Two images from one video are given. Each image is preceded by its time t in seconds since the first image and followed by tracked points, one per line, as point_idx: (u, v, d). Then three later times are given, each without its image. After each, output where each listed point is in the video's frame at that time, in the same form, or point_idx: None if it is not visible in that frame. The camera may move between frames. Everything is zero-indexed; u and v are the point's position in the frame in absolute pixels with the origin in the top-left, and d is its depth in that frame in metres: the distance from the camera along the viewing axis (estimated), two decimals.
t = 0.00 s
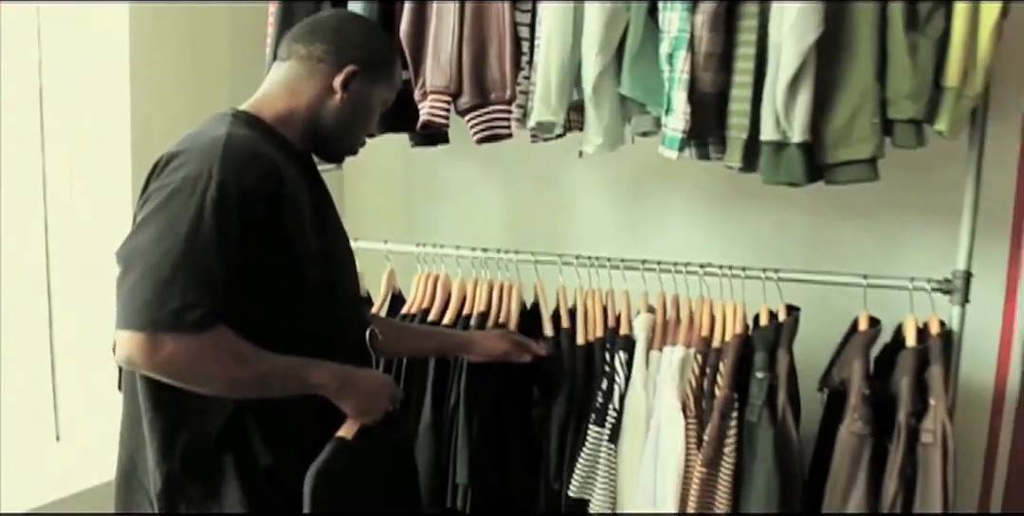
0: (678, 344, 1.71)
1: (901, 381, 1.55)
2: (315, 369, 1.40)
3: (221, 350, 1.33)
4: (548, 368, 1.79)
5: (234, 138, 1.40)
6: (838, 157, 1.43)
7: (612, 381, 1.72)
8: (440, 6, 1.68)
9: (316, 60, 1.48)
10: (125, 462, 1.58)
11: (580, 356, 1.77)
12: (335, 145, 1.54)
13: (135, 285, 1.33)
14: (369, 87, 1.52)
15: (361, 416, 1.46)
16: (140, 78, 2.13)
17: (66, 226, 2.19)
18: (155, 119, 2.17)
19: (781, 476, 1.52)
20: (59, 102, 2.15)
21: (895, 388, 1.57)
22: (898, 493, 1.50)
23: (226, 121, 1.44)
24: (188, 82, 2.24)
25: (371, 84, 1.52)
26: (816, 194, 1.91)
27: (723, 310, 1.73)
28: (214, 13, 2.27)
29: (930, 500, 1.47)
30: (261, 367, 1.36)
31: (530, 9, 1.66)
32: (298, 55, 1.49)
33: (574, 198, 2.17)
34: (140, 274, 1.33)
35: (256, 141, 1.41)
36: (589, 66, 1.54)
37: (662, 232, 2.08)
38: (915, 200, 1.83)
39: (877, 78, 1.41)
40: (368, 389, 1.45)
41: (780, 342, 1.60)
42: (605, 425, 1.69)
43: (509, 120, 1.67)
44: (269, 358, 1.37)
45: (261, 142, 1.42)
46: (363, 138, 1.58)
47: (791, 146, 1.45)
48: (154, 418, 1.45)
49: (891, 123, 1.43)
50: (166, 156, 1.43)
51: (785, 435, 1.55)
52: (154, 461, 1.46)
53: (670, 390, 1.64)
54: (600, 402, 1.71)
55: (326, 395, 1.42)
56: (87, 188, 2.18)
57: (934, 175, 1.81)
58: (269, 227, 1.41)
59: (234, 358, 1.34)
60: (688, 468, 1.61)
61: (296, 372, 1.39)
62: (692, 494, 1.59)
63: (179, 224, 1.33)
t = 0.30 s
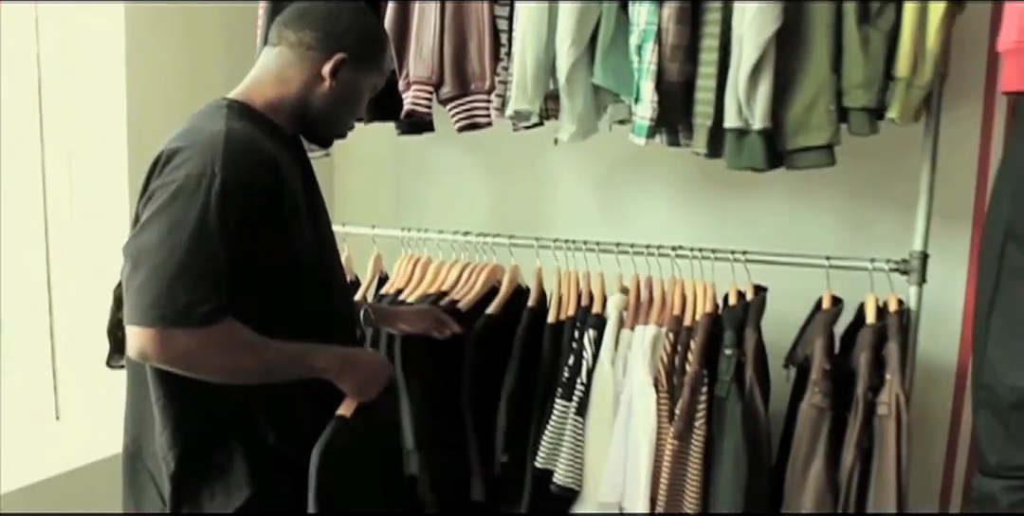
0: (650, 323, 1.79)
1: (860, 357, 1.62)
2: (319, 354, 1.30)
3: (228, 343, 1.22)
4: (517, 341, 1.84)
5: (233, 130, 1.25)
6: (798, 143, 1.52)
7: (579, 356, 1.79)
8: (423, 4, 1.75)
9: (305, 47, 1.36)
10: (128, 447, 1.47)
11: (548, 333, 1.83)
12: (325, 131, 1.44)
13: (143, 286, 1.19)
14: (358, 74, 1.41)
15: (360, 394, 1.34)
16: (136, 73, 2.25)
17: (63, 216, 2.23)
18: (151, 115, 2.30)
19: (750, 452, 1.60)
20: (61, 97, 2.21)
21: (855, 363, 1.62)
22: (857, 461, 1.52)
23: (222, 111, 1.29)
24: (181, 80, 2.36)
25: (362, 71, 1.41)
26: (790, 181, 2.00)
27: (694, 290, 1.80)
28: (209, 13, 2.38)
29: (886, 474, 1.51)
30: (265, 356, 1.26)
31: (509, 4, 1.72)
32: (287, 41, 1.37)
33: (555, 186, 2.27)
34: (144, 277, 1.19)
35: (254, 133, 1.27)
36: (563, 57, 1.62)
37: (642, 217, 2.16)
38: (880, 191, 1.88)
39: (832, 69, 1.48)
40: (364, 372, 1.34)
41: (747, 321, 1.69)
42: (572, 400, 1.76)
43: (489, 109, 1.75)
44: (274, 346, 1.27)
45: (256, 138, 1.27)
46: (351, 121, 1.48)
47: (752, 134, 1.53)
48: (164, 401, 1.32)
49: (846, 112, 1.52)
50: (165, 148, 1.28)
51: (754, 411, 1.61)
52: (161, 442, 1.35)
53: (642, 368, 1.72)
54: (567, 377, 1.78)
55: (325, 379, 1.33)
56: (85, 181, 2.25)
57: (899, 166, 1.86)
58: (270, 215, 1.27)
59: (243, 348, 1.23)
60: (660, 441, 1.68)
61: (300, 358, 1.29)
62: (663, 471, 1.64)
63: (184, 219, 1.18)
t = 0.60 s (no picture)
0: (632, 318, 1.81)
1: (836, 352, 1.63)
2: (319, 350, 1.36)
3: (237, 343, 1.26)
4: (472, 327, 1.78)
5: (239, 134, 1.28)
6: (773, 144, 1.57)
7: (551, 347, 1.78)
8: (412, 4, 1.82)
9: (300, 47, 1.39)
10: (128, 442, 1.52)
11: (515, 329, 1.81)
12: (317, 128, 1.47)
13: (153, 288, 1.23)
14: (350, 73, 1.44)
15: (356, 386, 1.43)
16: (135, 69, 2.23)
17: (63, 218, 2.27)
18: (154, 110, 2.29)
19: (728, 448, 1.64)
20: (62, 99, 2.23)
21: (829, 358, 1.64)
22: (831, 453, 1.58)
23: (224, 111, 1.32)
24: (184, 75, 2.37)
25: (353, 69, 1.45)
26: (773, 182, 2.03)
27: (676, 290, 1.83)
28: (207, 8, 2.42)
29: (857, 473, 1.57)
30: (271, 353, 1.30)
31: (496, 6, 1.79)
32: (282, 41, 1.40)
33: (543, 185, 2.29)
34: (155, 277, 1.23)
35: (256, 134, 1.31)
36: (546, 59, 1.67)
37: (629, 217, 2.19)
38: (858, 186, 1.96)
39: (806, 72, 1.54)
40: (362, 367, 1.42)
41: (727, 316, 1.71)
42: (541, 391, 1.75)
43: (475, 110, 1.79)
44: (278, 344, 1.31)
45: (260, 137, 1.32)
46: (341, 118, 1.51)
47: (730, 135, 1.57)
48: (172, 396, 1.36)
49: (820, 112, 1.56)
50: (167, 146, 1.31)
51: (732, 408, 1.64)
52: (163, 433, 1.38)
53: (623, 362, 1.74)
54: (534, 367, 1.76)
55: (327, 371, 1.39)
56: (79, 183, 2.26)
57: (874, 168, 1.94)
58: (268, 219, 1.32)
59: (249, 346, 1.28)
60: (640, 432, 1.71)
61: (302, 355, 1.33)
62: (643, 461, 1.70)
63: (195, 223, 1.23)
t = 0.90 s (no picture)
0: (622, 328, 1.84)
1: (824, 361, 1.64)
2: (323, 347, 1.45)
3: (247, 338, 1.36)
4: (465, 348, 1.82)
5: (239, 141, 1.40)
6: (761, 155, 1.59)
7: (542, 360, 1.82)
8: (404, 20, 1.84)
9: (283, 62, 1.50)
10: (140, 451, 1.55)
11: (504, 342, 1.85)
12: (304, 138, 1.58)
13: (167, 286, 1.33)
14: (331, 83, 1.56)
15: (358, 389, 1.50)
16: (129, 76, 2.27)
17: (67, 227, 2.32)
18: (151, 113, 2.33)
19: (718, 455, 1.64)
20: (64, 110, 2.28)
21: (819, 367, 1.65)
22: (821, 464, 1.57)
23: (222, 124, 1.44)
24: (184, 79, 2.41)
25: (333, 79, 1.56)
26: (763, 194, 2.05)
27: (665, 297, 1.87)
28: (199, 20, 2.43)
29: (848, 478, 1.55)
30: (278, 346, 1.40)
31: (486, 22, 1.80)
32: (265, 58, 1.51)
33: (537, 198, 2.31)
34: (168, 275, 1.33)
35: (255, 142, 1.43)
36: (537, 74, 1.69)
37: (622, 229, 2.21)
38: (846, 196, 1.98)
39: (791, 84, 1.57)
40: (364, 368, 1.50)
41: (717, 325, 1.74)
42: (525, 398, 1.76)
43: (467, 124, 1.81)
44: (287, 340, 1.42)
45: (258, 144, 1.43)
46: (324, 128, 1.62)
47: (717, 147, 1.60)
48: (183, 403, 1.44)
49: (806, 125, 1.59)
50: (171, 157, 1.41)
51: (721, 414, 1.65)
52: (170, 442, 1.45)
53: (613, 370, 1.75)
54: (521, 376, 1.79)
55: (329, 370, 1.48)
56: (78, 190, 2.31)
57: (861, 175, 1.97)
58: (269, 223, 1.43)
59: (258, 341, 1.38)
60: (630, 441, 1.71)
61: (308, 349, 1.43)
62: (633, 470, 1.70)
63: (202, 222, 1.34)
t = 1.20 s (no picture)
0: (608, 334, 1.83)
1: (808, 368, 1.64)
2: (309, 345, 1.47)
3: (234, 330, 1.37)
4: (490, 353, 1.82)
5: (222, 140, 1.42)
6: (745, 164, 1.61)
7: (557, 368, 1.82)
8: (392, 30, 1.86)
9: (259, 73, 1.52)
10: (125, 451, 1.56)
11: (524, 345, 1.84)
12: (283, 150, 1.58)
13: (153, 277, 1.34)
14: (308, 93, 1.57)
15: (343, 387, 1.52)
16: (117, 82, 2.28)
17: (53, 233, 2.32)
18: (139, 118, 2.34)
19: (698, 460, 1.65)
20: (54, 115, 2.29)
21: (803, 373, 1.65)
22: (804, 469, 1.59)
23: (204, 128, 1.46)
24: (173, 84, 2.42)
25: (307, 90, 1.57)
26: (749, 203, 2.07)
27: (652, 303, 1.83)
28: (187, 27, 2.44)
29: (830, 489, 1.56)
30: (265, 340, 1.41)
31: (473, 32, 1.82)
32: (241, 71, 1.52)
33: (525, 205, 2.32)
34: (154, 266, 1.34)
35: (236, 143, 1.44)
36: (524, 82, 1.70)
37: (608, 236, 2.22)
38: (831, 205, 1.99)
39: (775, 93, 1.59)
40: (354, 368, 1.53)
41: (701, 332, 1.73)
42: (548, 405, 1.80)
43: (454, 133, 1.83)
44: (273, 335, 1.43)
45: (242, 145, 1.45)
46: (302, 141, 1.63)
47: (701, 156, 1.61)
48: (162, 397, 1.43)
49: (790, 134, 1.60)
50: (157, 156, 1.44)
51: (701, 421, 1.66)
52: (152, 440, 1.45)
53: (600, 378, 1.76)
54: (546, 384, 1.82)
55: (315, 369, 1.49)
56: (65, 196, 2.31)
57: (845, 183, 1.98)
58: (253, 222, 1.44)
59: (246, 334, 1.39)
60: (613, 445, 1.73)
61: (293, 346, 1.45)
62: (615, 475, 1.71)
63: (188, 215, 1.35)
